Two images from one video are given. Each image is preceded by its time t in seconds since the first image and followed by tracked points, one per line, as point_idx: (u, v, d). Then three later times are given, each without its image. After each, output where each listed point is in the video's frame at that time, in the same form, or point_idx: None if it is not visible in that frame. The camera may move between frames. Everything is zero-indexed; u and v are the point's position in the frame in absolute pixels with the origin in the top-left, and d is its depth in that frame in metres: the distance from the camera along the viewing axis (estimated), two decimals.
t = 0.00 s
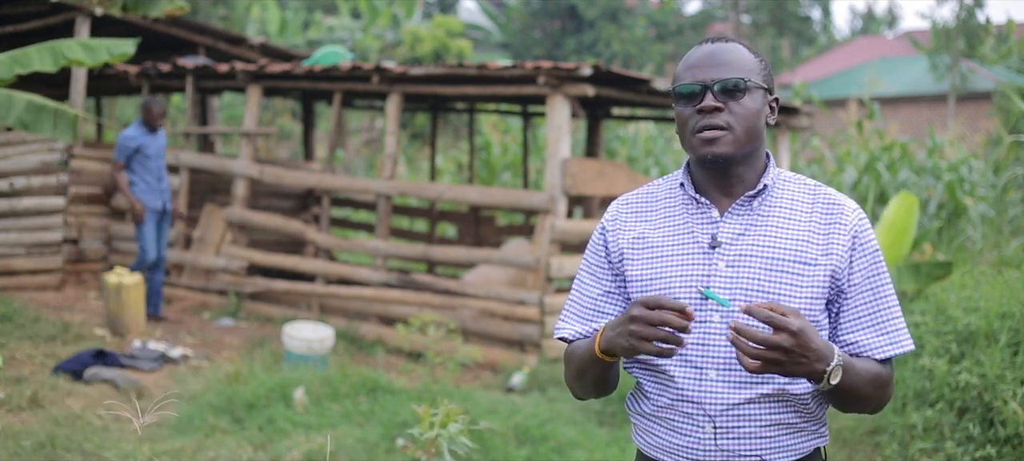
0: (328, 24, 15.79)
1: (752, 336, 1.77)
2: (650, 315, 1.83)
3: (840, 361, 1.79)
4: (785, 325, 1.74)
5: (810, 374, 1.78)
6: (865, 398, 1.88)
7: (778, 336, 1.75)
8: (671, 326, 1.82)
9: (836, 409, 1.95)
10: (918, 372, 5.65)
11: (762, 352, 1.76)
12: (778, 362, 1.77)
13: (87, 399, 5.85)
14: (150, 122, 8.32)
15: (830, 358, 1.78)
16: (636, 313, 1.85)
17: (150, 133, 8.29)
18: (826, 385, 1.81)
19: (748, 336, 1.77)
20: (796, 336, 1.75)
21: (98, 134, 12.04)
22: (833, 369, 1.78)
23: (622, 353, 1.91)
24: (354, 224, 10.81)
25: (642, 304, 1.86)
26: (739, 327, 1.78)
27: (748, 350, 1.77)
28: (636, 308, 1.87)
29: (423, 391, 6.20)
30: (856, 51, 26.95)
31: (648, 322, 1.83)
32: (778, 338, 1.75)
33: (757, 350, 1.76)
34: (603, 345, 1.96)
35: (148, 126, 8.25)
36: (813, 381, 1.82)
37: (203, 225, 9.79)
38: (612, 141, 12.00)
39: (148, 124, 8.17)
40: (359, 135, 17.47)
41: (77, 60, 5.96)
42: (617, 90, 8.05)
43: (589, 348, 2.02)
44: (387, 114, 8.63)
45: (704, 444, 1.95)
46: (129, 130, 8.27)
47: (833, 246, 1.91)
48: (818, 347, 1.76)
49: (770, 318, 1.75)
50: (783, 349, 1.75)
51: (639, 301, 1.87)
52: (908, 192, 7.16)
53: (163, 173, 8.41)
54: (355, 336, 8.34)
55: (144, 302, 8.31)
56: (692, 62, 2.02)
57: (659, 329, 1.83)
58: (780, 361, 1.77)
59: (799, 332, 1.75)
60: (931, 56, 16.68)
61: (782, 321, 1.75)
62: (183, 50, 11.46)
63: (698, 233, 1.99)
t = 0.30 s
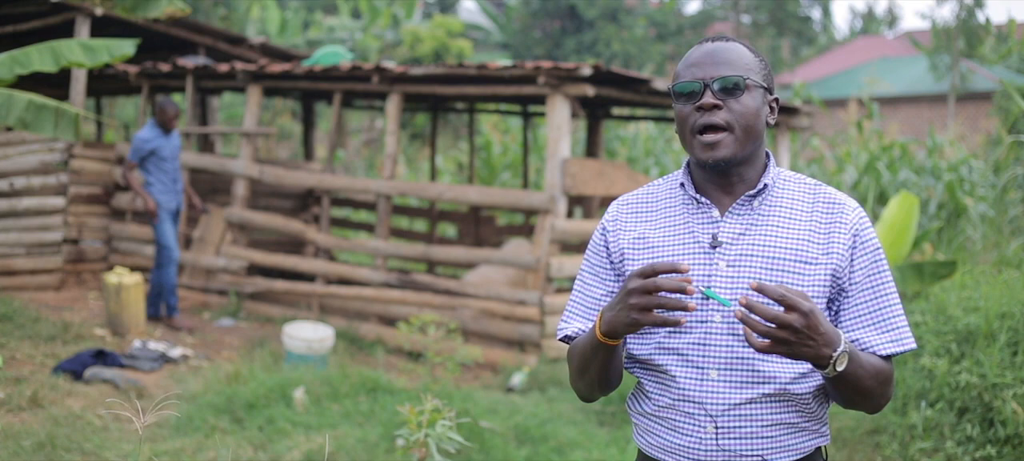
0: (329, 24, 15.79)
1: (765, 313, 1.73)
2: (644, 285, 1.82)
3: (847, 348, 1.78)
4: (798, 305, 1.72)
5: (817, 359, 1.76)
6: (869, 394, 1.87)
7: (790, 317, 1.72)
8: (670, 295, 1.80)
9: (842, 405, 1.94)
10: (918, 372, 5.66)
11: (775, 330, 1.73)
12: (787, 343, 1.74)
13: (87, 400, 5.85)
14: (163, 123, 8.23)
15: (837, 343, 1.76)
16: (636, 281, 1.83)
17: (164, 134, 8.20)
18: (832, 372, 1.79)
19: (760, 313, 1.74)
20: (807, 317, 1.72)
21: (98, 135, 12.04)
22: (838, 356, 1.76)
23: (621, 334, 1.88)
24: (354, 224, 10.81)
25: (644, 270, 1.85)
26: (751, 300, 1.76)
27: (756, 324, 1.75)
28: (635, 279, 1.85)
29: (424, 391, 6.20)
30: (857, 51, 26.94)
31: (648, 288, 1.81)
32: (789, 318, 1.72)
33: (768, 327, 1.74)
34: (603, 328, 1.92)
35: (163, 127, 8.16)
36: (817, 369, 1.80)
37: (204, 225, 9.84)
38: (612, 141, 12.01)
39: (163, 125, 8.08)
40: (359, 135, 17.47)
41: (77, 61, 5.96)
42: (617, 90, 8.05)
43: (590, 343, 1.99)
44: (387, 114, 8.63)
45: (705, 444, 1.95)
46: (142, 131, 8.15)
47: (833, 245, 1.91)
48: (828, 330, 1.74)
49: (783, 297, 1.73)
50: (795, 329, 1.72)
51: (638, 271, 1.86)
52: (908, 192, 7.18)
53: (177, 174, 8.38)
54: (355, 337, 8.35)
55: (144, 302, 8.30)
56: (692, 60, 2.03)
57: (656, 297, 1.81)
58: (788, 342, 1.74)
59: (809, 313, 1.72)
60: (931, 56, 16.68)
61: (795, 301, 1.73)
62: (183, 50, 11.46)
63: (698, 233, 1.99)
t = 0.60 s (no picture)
0: (329, 24, 15.80)
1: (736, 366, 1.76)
2: (667, 336, 1.81)
3: (819, 383, 1.81)
4: (772, 364, 1.74)
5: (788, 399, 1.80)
6: (856, 406, 1.87)
7: (760, 373, 1.75)
8: (691, 347, 1.79)
9: (829, 417, 1.93)
10: (918, 372, 5.67)
11: (744, 387, 1.76)
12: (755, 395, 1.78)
13: (87, 400, 5.85)
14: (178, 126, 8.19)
15: (809, 382, 1.80)
16: (657, 331, 1.83)
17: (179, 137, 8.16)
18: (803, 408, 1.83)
19: (731, 370, 1.76)
20: (779, 374, 1.75)
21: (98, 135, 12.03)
22: (810, 393, 1.81)
23: (647, 372, 1.89)
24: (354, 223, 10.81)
25: (666, 321, 1.83)
26: (722, 357, 1.77)
27: (724, 378, 1.77)
28: (656, 327, 1.85)
29: (424, 391, 6.20)
30: (857, 51, 26.94)
31: (670, 340, 1.81)
32: (759, 375, 1.75)
33: (737, 383, 1.76)
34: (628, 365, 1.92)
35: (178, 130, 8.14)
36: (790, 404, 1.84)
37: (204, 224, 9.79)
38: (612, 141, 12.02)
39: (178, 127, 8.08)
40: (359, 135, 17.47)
41: (77, 62, 5.96)
42: (616, 90, 8.05)
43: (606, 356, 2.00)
44: (387, 114, 8.64)
45: (705, 444, 1.95)
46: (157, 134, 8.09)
47: (832, 245, 1.91)
48: (801, 377, 1.78)
49: (756, 360, 1.74)
50: (765, 385, 1.76)
51: (661, 318, 1.85)
52: (909, 193, 7.18)
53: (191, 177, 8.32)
54: (355, 337, 8.36)
55: (144, 302, 8.30)
56: (690, 62, 2.02)
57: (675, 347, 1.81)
58: (753, 394, 1.77)
59: (783, 371, 1.75)
60: (931, 56, 16.69)
61: (768, 362, 1.75)
62: (184, 50, 11.46)
63: (697, 234, 1.99)
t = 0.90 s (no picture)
0: (329, 24, 15.81)
1: (708, 371, 1.77)
2: (676, 325, 1.79)
3: (799, 385, 1.81)
4: (748, 369, 1.75)
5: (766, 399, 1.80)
6: (846, 408, 1.87)
7: (735, 376, 1.76)
8: (702, 336, 1.76)
9: (824, 419, 1.92)
10: (919, 372, 5.67)
11: (720, 391, 1.78)
12: (731, 397, 1.79)
13: (87, 400, 5.86)
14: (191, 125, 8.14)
15: (789, 382, 1.80)
16: (670, 318, 1.80)
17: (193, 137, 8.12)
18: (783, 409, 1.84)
19: (706, 374, 1.78)
20: (753, 378, 1.76)
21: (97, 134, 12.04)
22: (788, 395, 1.81)
23: (656, 358, 1.86)
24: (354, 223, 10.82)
25: (682, 309, 1.80)
26: (696, 362, 1.77)
27: (702, 384, 1.79)
28: (670, 313, 1.82)
29: (424, 391, 6.21)
30: (857, 51, 26.94)
31: (678, 329, 1.79)
32: (733, 378, 1.76)
33: (713, 388, 1.78)
34: (638, 348, 1.89)
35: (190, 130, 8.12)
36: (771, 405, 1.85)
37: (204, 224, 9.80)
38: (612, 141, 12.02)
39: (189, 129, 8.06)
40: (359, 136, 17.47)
41: (77, 62, 5.96)
42: (616, 90, 8.05)
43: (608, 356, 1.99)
44: (387, 114, 8.63)
45: (701, 444, 1.95)
46: (171, 133, 8.04)
47: (827, 244, 1.91)
48: (779, 378, 1.77)
49: (731, 364, 1.75)
50: (739, 386, 1.77)
51: (677, 306, 1.82)
52: (909, 193, 7.15)
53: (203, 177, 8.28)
54: (355, 337, 8.36)
55: (144, 302, 8.31)
56: (683, 64, 2.02)
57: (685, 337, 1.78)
58: (726, 393, 1.78)
59: (758, 375, 1.75)
60: (931, 56, 16.69)
61: (741, 365, 1.75)
62: (183, 50, 11.46)
63: (693, 234, 1.99)
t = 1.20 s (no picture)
0: (328, 24, 15.82)
1: (702, 379, 1.76)
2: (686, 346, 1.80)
3: (791, 391, 1.81)
4: (743, 377, 1.75)
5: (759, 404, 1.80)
6: (844, 410, 1.86)
7: (731, 385, 1.76)
8: (701, 344, 1.79)
9: (822, 422, 1.92)
10: (919, 372, 5.67)
11: (713, 400, 1.78)
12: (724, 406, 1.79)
13: (87, 399, 5.85)
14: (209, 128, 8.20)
15: (782, 388, 1.80)
16: (685, 339, 1.81)
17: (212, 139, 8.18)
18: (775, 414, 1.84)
19: (699, 384, 1.77)
20: (748, 385, 1.76)
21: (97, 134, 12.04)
22: (781, 400, 1.81)
23: (661, 373, 1.87)
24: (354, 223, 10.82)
25: (699, 334, 1.80)
26: (690, 372, 1.77)
27: (695, 394, 1.79)
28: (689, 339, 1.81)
29: (423, 391, 6.21)
30: (857, 51, 26.94)
31: (687, 349, 1.79)
32: (729, 386, 1.76)
33: (706, 398, 1.78)
34: (647, 360, 1.90)
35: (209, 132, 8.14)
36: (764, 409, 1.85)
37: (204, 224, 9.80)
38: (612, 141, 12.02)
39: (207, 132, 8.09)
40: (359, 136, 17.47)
41: (77, 61, 5.96)
42: (616, 90, 8.05)
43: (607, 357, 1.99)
44: (386, 114, 8.63)
45: (698, 444, 1.95)
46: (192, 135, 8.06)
47: (825, 245, 1.91)
48: (772, 386, 1.77)
49: (726, 374, 1.75)
50: (731, 395, 1.77)
51: (693, 332, 1.81)
52: (909, 194, 7.14)
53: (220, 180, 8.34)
54: (355, 337, 8.36)
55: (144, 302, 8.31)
56: (682, 64, 2.02)
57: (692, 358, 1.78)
58: (722, 401, 1.78)
59: (753, 382, 1.76)
60: (931, 56, 16.68)
61: (735, 375, 1.75)
62: (183, 50, 11.47)
63: (692, 234, 1.99)
